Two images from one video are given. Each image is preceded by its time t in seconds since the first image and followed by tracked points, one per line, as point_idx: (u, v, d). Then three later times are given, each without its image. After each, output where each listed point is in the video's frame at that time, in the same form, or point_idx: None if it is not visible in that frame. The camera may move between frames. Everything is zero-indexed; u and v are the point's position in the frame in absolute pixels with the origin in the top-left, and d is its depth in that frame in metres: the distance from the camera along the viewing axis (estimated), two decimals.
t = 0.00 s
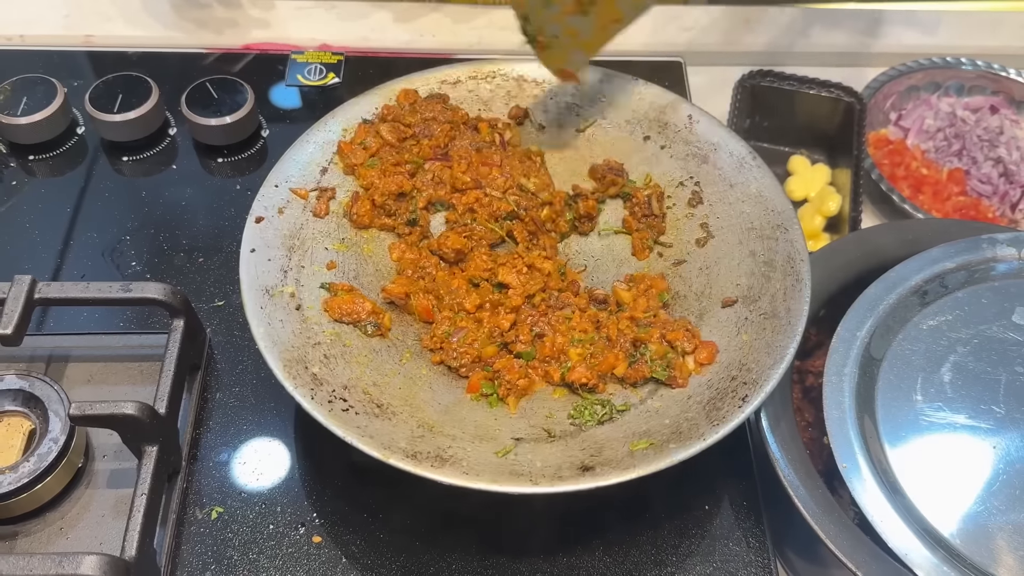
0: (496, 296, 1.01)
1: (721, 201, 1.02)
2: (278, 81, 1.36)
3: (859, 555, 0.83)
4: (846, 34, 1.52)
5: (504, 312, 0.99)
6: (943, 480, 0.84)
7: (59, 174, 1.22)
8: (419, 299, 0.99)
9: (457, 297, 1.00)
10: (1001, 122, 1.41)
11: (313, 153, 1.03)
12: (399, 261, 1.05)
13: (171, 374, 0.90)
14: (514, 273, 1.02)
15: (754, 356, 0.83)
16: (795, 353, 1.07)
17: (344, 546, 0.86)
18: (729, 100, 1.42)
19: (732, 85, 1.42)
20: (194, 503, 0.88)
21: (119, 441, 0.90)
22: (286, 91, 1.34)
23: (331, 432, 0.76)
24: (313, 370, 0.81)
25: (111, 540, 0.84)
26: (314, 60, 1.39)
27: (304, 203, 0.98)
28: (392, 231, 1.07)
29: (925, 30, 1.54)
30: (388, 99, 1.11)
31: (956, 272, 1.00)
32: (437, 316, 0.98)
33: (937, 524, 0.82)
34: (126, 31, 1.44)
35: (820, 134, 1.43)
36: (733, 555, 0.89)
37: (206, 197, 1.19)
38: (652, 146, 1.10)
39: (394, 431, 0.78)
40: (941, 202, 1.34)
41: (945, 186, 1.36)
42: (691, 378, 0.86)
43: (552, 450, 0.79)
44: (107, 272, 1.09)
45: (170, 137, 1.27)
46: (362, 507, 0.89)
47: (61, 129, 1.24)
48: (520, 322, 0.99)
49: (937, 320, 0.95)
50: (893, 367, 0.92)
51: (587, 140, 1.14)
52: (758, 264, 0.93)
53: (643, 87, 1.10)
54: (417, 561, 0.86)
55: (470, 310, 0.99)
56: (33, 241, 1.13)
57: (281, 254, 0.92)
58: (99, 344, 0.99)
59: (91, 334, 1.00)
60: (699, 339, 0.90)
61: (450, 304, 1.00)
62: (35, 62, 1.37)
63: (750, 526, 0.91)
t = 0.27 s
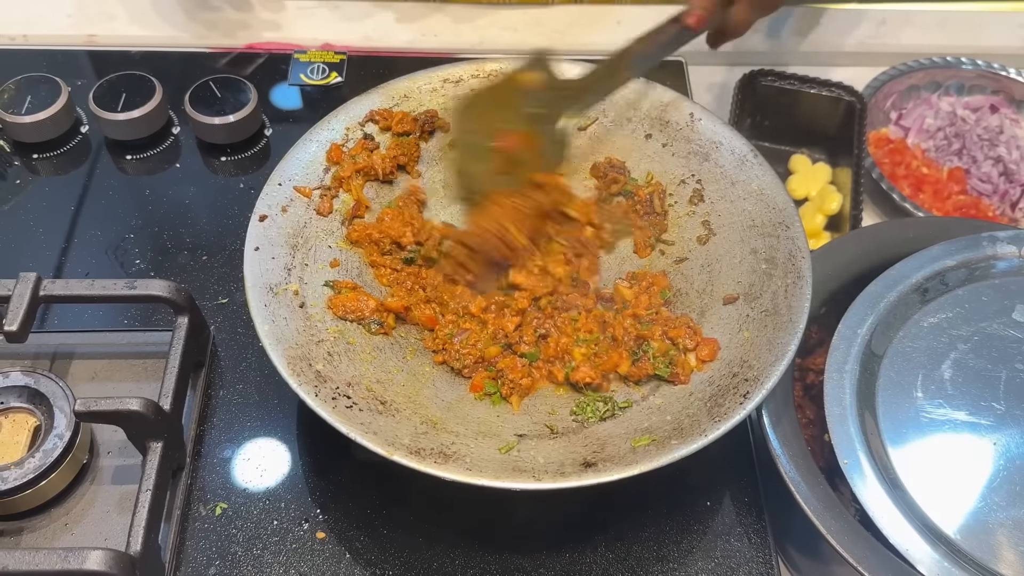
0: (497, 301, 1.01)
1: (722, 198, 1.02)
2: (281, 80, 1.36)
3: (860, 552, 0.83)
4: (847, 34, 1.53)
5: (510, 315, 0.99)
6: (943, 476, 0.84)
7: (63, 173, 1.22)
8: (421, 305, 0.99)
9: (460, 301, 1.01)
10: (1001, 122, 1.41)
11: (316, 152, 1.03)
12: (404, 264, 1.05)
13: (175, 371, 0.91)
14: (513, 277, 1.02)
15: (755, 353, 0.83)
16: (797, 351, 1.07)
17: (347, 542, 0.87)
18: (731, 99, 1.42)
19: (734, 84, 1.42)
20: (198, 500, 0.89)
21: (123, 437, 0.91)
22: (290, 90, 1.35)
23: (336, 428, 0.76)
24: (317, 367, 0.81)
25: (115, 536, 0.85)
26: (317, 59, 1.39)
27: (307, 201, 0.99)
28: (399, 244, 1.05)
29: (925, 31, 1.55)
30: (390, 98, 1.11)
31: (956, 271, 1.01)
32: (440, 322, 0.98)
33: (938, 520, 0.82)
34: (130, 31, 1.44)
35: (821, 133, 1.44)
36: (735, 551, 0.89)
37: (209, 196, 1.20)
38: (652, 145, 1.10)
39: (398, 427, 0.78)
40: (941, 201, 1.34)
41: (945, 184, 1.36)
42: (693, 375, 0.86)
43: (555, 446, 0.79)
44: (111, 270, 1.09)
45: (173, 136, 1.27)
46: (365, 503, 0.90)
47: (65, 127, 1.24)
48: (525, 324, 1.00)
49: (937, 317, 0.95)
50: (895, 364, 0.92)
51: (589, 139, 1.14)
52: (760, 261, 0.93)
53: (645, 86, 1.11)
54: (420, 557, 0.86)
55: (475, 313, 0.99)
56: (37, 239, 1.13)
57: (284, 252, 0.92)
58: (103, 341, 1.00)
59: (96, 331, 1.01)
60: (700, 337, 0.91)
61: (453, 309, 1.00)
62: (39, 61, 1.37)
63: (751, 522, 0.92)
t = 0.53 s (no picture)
0: (500, 301, 1.03)
1: (719, 196, 1.02)
2: (281, 79, 1.37)
3: (856, 547, 0.83)
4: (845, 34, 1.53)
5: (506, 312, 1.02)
6: (941, 472, 0.84)
7: (63, 171, 1.22)
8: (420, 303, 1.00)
9: (459, 297, 1.02)
10: (999, 121, 1.42)
11: (315, 150, 1.03)
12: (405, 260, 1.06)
13: (174, 367, 0.91)
14: (508, 277, 1.04)
15: (752, 350, 0.84)
16: (794, 349, 1.08)
17: (346, 538, 0.87)
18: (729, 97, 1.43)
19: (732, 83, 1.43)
20: (197, 496, 0.89)
21: (123, 434, 0.91)
22: (290, 89, 1.35)
23: (334, 424, 0.77)
24: (315, 363, 0.82)
25: (115, 532, 0.85)
26: (316, 58, 1.39)
27: (306, 198, 0.99)
28: (398, 239, 1.07)
29: (923, 30, 1.55)
30: (388, 96, 1.10)
31: (953, 268, 1.01)
32: (439, 319, 0.99)
33: (935, 515, 0.82)
34: (129, 29, 1.45)
35: (819, 131, 1.44)
36: (732, 547, 0.89)
37: (208, 194, 1.20)
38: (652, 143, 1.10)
39: (396, 423, 0.79)
40: (939, 199, 1.35)
41: (943, 183, 1.37)
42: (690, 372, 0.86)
43: (552, 441, 0.79)
44: (111, 267, 1.10)
45: (172, 134, 1.28)
46: (363, 500, 0.90)
47: (64, 126, 1.25)
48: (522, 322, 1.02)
49: (934, 315, 0.96)
50: (892, 361, 0.93)
51: (586, 137, 1.14)
52: (757, 258, 0.93)
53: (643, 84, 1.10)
54: (418, 553, 0.86)
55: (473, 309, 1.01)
56: (37, 237, 1.13)
57: (283, 249, 0.92)
58: (103, 338, 1.00)
59: (96, 329, 1.01)
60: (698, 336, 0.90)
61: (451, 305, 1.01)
62: (39, 59, 1.37)
63: (748, 518, 0.92)
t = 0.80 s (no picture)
0: (471, 288, 0.98)
1: (713, 195, 1.02)
2: (277, 78, 1.37)
3: (849, 547, 0.83)
4: (841, 33, 1.53)
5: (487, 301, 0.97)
6: (934, 472, 0.84)
7: (59, 170, 1.23)
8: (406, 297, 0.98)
9: (430, 287, 0.98)
10: (995, 120, 1.42)
11: (309, 150, 1.04)
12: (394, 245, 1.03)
13: (168, 367, 0.91)
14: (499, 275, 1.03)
15: (745, 349, 0.84)
16: (788, 348, 1.08)
17: (339, 537, 0.87)
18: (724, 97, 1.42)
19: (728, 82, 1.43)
20: (191, 495, 0.89)
21: (116, 433, 0.91)
22: (286, 89, 1.35)
23: (326, 423, 0.77)
24: (308, 363, 0.82)
25: (108, 531, 0.85)
26: (312, 58, 1.40)
27: (300, 198, 0.99)
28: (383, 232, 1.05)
29: (920, 29, 1.55)
30: (382, 96, 1.11)
31: (948, 267, 1.01)
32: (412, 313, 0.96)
33: (928, 515, 0.82)
34: (126, 29, 1.45)
35: (813, 130, 1.44)
36: (725, 546, 0.90)
37: (204, 193, 1.20)
38: (645, 142, 1.11)
39: (388, 422, 0.79)
40: (935, 199, 1.35)
41: (939, 182, 1.37)
42: (681, 372, 0.86)
43: (544, 440, 0.80)
44: (106, 266, 1.10)
45: (168, 134, 1.28)
46: (357, 499, 0.90)
47: (60, 125, 1.25)
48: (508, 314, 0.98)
49: (928, 314, 0.96)
50: (885, 360, 0.93)
51: (580, 136, 1.14)
52: (749, 258, 0.93)
53: (635, 82, 1.12)
54: (412, 552, 0.86)
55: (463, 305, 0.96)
56: (33, 237, 1.13)
57: (276, 249, 0.93)
58: (97, 338, 1.00)
59: (91, 328, 1.01)
60: (693, 341, 0.90)
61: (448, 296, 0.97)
62: (35, 59, 1.37)
63: (742, 517, 0.92)
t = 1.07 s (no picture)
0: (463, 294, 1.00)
1: (709, 197, 1.02)
2: (273, 80, 1.37)
3: (845, 549, 0.83)
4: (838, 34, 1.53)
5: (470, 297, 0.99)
6: (930, 474, 0.84)
7: (55, 172, 1.23)
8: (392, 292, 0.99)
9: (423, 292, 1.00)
10: (993, 121, 1.42)
11: (304, 151, 1.04)
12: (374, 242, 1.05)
13: (163, 368, 0.91)
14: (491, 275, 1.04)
15: (740, 350, 0.84)
16: (784, 349, 1.08)
17: (334, 539, 0.87)
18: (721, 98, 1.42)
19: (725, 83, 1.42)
20: (186, 497, 0.89)
21: (111, 435, 0.91)
22: (283, 90, 1.35)
23: (320, 425, 0.77)
24: (303, 364, 0.82)
25: (103, 533, 0.85)
26: (309, 59, 1.40)
27: (295, 199, 0.99)
28: (358, 218, 1.06)
29: (917, 30, 1.55)
30: (378, 97, 1.11)
31: (943, 269, 1.01)
32: (387, 305, 0.97)
33: (924, 517, 0.82)
34: (122, 31, 1.45)
35: (811, 131, 1.44)
36: (720, 548, 0.89)
37: (200, 195, 1.20)
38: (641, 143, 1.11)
39: (383, 423, 0.79)
40: (932, 200, 1.35)
41: (936, 183, 1.37)
42: (676, 373, 0.86)
43: (539, 441, 0.79)
44: (102, 268, 1.10)
45: (164, 135, 1.28)
46: (352, 501, 0.90)
47: (56, 127, 1.25)
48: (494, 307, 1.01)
49: (924, 315, 0.96)
50: (881, 361, 0.93)
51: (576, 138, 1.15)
52: (745, 259, 0.93)
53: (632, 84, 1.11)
54: (406, 554, 0.86)
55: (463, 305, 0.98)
56: (29, 238, 1.13)
57: (271, 249, 0.92)
58: (92, 339, 1.00)
59: (86, 330, 1.01)
60: (689, 342, 0.90)
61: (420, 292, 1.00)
62: (31, 60, 1.37)
63: (737, 519, 0.92)
